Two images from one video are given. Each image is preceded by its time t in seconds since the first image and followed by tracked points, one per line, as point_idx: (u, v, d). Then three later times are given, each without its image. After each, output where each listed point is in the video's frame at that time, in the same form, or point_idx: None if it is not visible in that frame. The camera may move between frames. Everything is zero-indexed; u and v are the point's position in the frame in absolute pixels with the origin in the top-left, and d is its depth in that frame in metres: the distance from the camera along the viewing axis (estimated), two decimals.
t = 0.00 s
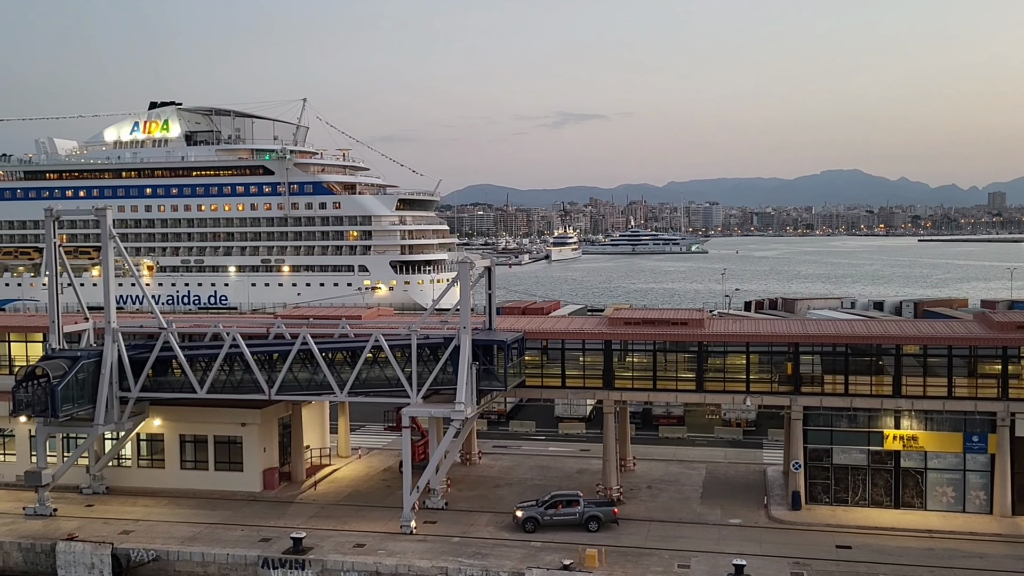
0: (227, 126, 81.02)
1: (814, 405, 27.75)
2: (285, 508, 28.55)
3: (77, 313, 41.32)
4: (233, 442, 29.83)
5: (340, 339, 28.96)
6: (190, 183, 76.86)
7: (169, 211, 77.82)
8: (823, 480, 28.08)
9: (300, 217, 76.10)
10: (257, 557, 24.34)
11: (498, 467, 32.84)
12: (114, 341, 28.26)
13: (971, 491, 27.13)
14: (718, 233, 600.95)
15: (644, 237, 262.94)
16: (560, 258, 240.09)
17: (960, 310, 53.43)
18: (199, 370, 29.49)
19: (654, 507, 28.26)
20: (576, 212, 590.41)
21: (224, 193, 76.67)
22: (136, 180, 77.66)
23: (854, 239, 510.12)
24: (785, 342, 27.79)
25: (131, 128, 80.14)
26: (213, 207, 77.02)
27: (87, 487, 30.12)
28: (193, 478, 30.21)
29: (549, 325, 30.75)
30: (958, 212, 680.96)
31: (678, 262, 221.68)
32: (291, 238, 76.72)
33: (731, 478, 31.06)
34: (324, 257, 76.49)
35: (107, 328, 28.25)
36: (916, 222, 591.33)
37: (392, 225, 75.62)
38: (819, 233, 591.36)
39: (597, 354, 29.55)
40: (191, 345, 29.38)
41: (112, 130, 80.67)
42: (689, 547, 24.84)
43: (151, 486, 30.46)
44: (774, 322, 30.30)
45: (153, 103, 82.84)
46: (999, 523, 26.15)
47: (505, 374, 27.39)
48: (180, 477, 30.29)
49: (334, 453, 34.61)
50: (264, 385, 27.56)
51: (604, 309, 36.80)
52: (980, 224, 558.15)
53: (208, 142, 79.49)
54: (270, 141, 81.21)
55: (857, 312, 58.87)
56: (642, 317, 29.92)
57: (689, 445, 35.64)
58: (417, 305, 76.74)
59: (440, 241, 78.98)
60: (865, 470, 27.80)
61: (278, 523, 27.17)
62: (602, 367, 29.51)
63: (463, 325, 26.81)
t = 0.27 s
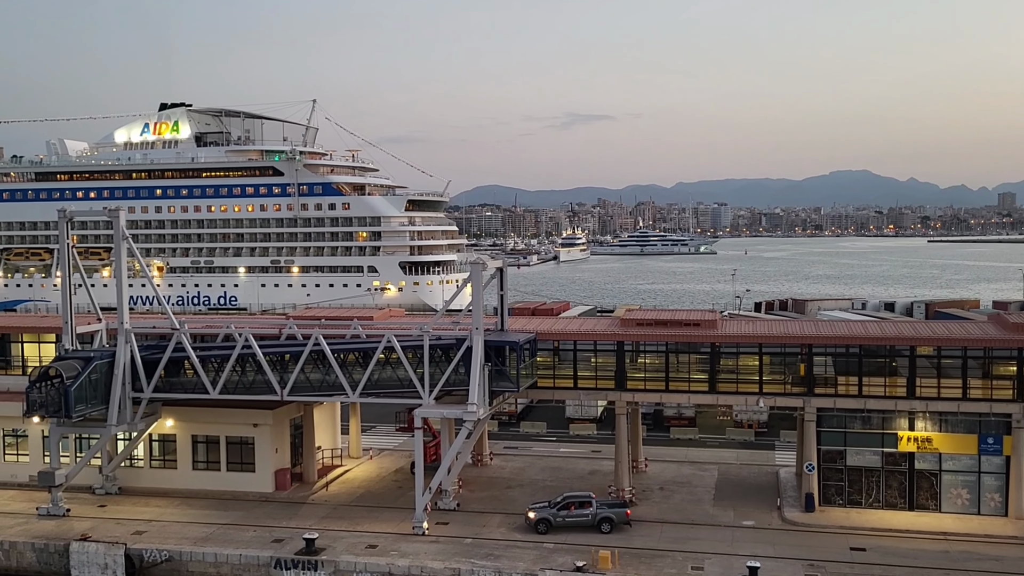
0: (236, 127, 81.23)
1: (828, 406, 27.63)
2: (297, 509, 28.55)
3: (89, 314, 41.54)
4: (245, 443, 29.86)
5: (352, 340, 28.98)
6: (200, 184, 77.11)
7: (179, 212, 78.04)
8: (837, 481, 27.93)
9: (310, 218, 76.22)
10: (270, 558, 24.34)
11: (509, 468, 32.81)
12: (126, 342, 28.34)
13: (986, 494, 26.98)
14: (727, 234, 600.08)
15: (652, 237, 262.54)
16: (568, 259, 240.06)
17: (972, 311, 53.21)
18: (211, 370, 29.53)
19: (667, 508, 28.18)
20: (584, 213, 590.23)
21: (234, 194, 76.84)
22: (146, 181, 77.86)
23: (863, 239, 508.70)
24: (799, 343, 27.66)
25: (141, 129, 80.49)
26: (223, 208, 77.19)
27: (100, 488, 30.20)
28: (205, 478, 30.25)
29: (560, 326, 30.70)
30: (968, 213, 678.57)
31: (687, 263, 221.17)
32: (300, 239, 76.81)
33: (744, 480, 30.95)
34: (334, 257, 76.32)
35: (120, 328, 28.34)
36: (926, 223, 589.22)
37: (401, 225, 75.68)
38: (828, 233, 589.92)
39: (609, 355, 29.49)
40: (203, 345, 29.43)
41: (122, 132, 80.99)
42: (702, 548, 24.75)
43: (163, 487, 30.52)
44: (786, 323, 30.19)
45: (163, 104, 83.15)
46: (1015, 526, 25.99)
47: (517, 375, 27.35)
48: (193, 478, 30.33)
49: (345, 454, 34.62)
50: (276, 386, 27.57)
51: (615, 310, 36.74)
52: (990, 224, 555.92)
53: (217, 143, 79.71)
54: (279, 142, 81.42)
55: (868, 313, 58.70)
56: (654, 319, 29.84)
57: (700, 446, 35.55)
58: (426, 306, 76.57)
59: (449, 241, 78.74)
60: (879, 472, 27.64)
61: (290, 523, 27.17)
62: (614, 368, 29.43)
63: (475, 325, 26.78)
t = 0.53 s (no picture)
0: (245, 128, 81.40)
1: (840, 408, 27.51)
2: (307, 510, 28.54)
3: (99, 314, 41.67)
4: (255, 444, 29.87)
5: (362, 341, 28.97)
6: (209, 185, 77.29)
7: (188, 213, 78.23)
8: (849, 484, 27.79)
9: (318, 219, 76.30)
10: (281, 559, 24.33)
11: (519, 469, 32.76)
12: (138, 343, 28.40)
13: (1000, 496, 26.82)
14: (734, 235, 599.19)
15: (660, 238, 262.14)
16: (576, 260, 239.99)
17: (983, 312, 53.03)
18: (221, 371, 29.56)
19: (678, 510, 28.10)
20: (592, 214, 590.01)
21: (242, 195, 76.93)
22: (155, 182, 78.03)
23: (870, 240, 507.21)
24: (810, 344, 27.56)
25: (150, 130, 80.76)
26: (232, 209, 77.31)
27: (111, 488, 30.26)
28: (215, 479, 30.27)
29: (571, 327, 30.65)
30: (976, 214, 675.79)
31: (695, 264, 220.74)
32: (308, 241, 76.89)
33: (755, 482, 30.84)
34: (342, 259, 76.33)
35: (131, 330, 28.42)
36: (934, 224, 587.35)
37: (409, 226, 75.71)
38: (836, 234, 588.49)
39: (619, 357, 29.42)
40: (214, 347, 29.46)
41: (131, 133, 81.21)
42: (714, 551, 24.66)
43: (174, 487, 30.56)
44: (796, 325, 30.08)
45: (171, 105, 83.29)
46: None
47: (528, 376, 27.30)
48: (203, 479, 30.35)
49: (355, 455, 34.62)
50: (287, 387, 27.57)
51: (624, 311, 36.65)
52: (999, 225, 553.74)
53: (226, 144, 79.84)
54: (287, 143, 81.56)
55: (878, 314, 58.49)
56: (665, 320, 29.77)
57: (710, 447, 35.47)
58: (434, 307, 76.53)
59: (457, 242, 78.93)
60: (891, 474, 27.49)
61: (301, 524, 27.17)
62: (624, 370, 29.36)
63: (486, 326, 26.75)
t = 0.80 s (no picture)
0: (252, 129, 81.56)
1: (851, 410, 27.38)
2: (317, 511, 28.53)
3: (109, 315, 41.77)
4: (264, 445, 29.88)
5: (372, 342, 28.98)
6: (216, 186, 77.40)
7: (195, 215, 78.33)
8: (860, 486, 27.67)
9: (325, 220, 76.36)
10: (291, 560, 24.31)
11: (528, 470, 32.72)
12: (148, 344, 28.44)
13: (1012, 498, 26.68)
14: (740, 236, 598.37)
15: (666, 240, 261.83)
16: (582, 261, 239.93)
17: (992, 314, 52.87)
18: (230, 372, 29.57)
19: (688, 512, 28.02)
20: (597, 215, 589.60)
21: (250, 196, 77.04)
22: (163, 184, 78.13)
23: (876, 241, 506.02)
24: (822, 346, 27.45)
25: (158, 132, 80.98)
26: (239, 210, 77.46)
27: (121, 489, 30.30)
28: (225, 480, 30.28)
29: (581, 329, 30.61)
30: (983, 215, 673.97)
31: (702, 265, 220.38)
32: (315, 242, 76.93)
33: (765, 484, 30.74)
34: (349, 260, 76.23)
35: (142, 331, 28.46)
36: (941, 225, 585.69)
37: (416, 228, 75.75)
38: (842, 235, 587.24)
39: (629, 358, 29.36)
40: (224, 348, 29.47)
41: (138, 134, 81.36)
42: (725, 553, 24.58)
43: (183, 489, 30.58)
44: (806, 326, 29.99)
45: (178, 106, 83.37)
46: None
47: (538, 378, 27.27)
48: (212, 480, 30.36)
49: (363, 457, 34.61)
50: (296, 388, 27.57)
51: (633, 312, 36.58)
52: (1006, 226, 551.90)
53: (233, 145, 79.96)
54: (294, 144, 81.70)
55: (886, 316, 58.41)
56: (674, 321, 29.71)
57: (720, 448, 35.40)
58: (441, 308, 76.40)
59: (464, 244, 78.97)
60: (902, 476, 27.36)
61: (311, 526, 27.15)
62: (634, 371, 29.29)
63: (496, 328, 26.71)
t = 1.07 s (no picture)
0: (258, 130, 81.66)
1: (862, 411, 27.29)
2: (326, 512, 28.51)
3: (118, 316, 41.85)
4: (273, 446, 29.87)
5: (381, 342, 28.96)
6: (222, 187, 77.47)
7: (201, 215, 78.42)
8: (870, 487, 27.58)
9: (331, 221, 76.38)
10: (300, 561, 24.29)
11: (537, 471, 32.68)
12: (156, 345, 28.43)
13: None
14: (745, 236, 597.62)
15: (672, 240, 261.41)
16: (587, 261, 239.89)
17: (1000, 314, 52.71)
18: (239, 373, 29.57)
19: (698, 513, 27.94)
20: (603, 215, 589.25)
21: (256, 197, 77.13)
22: (169, 184, 78.22)
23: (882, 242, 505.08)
24: (832, 347, 27.35)
25: (164, 132, 81.10)
26: (245, 211, 77.60)
27: (130, 490, 30.33)
28: (233, 481, 30.27)
29: (590, 330, 30.55)
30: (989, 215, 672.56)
31: (707, 266, 220.06)
32: (322, 242, 76.94)
33: (775, 485, 30.65)
34: (355, 261, 76.24)
35: (150, 331, 28.42)
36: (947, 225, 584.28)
37: (422, 228, 75.75)
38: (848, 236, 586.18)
39: (638, 359, 29.29)
40: (232, 349, 29.47)
41: (145, 135, 81.43)
42: (736, 554, 24.49)
43: (192, 489, 30.59)
44: (815, 327, 29.91)
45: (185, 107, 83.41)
46: None
47: (548, 378, 27.21)
48: (221, 480, 30.36)
49: (372, 457, 34.59)
50: (305, 389, 27.55)
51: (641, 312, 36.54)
52: (1012, 227, 550.36)
53: (239, 146, 80.04)
54: (301, 145, 81.79)
55: (894, 316, 58.24)
56: (684, 322, 29.64)
57: (728, 449, 35.33)
58: (447, 309, 76.33)
59: (470, 244, 78.96)
60: (913, 478, 27.28)
61: (320, 527, 27.14)
62: (644, 372, 29.22)
63: (506, 328, 26.65)
